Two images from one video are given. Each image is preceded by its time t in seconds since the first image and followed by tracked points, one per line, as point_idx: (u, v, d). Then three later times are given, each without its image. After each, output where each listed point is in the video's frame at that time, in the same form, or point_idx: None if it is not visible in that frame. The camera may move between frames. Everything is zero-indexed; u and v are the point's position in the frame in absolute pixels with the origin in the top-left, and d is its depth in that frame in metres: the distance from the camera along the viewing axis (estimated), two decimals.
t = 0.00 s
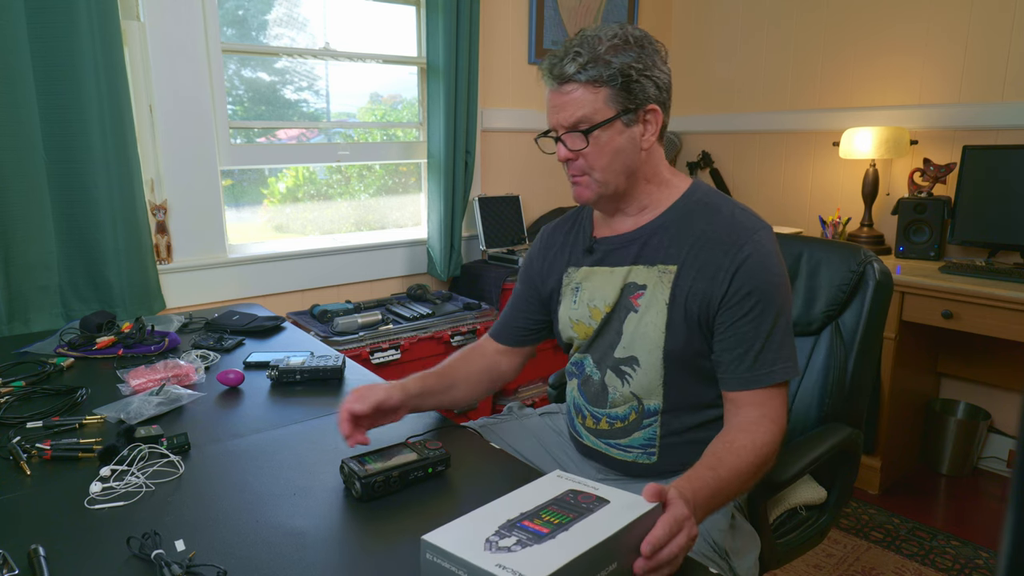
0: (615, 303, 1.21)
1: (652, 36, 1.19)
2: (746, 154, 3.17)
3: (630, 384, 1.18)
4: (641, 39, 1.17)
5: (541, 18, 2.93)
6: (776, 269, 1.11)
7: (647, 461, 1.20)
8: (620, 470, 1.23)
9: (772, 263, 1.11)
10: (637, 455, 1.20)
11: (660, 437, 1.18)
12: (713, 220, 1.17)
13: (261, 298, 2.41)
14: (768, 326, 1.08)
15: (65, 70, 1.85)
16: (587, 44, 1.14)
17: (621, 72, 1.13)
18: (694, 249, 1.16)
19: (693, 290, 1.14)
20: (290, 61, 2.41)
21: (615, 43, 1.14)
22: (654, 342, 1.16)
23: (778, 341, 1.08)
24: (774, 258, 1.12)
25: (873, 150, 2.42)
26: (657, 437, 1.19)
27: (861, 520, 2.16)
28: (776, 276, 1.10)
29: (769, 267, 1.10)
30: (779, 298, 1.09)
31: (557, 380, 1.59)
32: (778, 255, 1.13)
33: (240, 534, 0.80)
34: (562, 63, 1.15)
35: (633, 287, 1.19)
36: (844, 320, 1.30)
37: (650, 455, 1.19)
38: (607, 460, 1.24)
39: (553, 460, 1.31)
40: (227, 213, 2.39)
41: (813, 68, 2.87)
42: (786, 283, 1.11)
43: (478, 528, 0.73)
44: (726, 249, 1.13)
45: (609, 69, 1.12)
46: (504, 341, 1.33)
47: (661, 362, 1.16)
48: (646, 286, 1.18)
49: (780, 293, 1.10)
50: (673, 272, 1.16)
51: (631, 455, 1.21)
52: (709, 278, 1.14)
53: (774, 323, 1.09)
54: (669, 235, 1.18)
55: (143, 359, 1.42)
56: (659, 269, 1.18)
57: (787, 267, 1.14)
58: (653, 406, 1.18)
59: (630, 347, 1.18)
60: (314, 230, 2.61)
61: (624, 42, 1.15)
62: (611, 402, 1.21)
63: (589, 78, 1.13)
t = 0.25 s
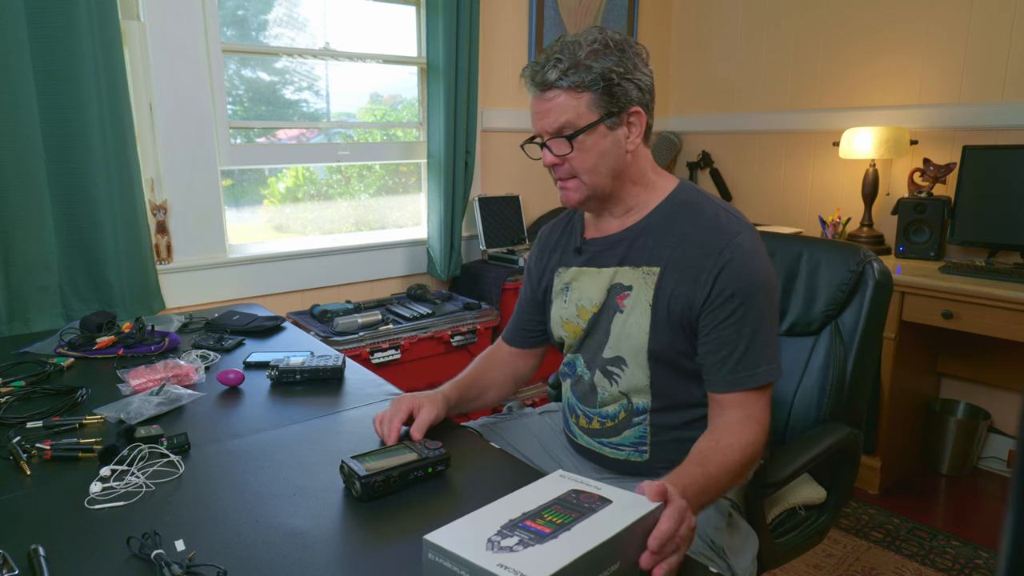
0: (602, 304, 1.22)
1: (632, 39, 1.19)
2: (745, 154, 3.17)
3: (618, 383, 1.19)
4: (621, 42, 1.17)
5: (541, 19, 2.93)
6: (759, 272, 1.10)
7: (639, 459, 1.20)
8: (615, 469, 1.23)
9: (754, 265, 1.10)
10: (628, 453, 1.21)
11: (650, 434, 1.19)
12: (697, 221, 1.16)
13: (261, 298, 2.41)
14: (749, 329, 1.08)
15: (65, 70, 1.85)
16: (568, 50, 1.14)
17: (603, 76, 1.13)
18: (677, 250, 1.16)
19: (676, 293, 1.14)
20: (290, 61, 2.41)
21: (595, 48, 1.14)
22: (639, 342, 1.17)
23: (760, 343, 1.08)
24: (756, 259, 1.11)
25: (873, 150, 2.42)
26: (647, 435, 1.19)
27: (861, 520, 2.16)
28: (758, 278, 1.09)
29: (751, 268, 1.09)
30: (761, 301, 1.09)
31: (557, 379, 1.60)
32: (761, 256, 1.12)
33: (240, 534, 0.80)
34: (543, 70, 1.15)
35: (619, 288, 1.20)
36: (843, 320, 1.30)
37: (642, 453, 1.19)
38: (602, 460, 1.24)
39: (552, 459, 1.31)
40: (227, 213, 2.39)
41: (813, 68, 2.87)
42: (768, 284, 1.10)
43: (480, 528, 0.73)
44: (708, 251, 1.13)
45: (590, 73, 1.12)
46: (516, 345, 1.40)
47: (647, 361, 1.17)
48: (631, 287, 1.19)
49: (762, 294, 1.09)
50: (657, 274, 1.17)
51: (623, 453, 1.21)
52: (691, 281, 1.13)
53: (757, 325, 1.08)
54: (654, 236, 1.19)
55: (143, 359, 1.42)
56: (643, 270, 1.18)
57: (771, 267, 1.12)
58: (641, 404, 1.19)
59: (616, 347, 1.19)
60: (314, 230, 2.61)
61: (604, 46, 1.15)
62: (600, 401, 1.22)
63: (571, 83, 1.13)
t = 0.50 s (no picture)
0: (599, 301, 1.22)
1: (630, 37, 1.19)
2: (745, 154, 3.17)
3: (617, 380, 1.20)
4: (620, 40, 1.17)
5: (541, 19, 2.93)
6: (754, 269, 1.10)
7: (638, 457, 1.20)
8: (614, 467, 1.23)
9: (749, 263, 1.10)
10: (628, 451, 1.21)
11: (649, 431, 1.19)
12: (693, 219, 1.17)
13: (261, 298, 2.41)
14: (745, 326, 1.08)
15: (65, 70, 1.85)
16: (567, 48, 1.14)
17: (602, 74, 1.13)
18: (673, 247, 1.16)
19: (672, 289, 1.15)
20: (290, 61, 2.41)
21: (594, 46, 1.14)
22: (636, 339, 1.17)
23: (755, 339, 1.09)
24: (751, 257, 1.11)
25: (873, 150, 2.42)
26: (645, 432, 1.19)
27: (861, 520, 2.16)
28: (753, 276, 1.10)
29: (746, 265, 1.10)
30: (757, 298, 1.09)
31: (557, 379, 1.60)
32: (756, 254, 1.12)
33: (240, 534, 0.80)
34: (543, 68, 1.15)
35: (616, 285, 1.20)
36: (843, 320, 1.30)
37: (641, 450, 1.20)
38: (601, 458, 1.24)
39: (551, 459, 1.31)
40: (227, 213, 2.39)
41: (813, 67, 2.87)
42: (764, 281, 1.10)
43: (480, 533, 0.73)
44: (703, 248, 1.13)
45: (590, 71, 1.12)
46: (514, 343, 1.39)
47: (644, 357, 1.18)
48: (627, 284, 1.19)
49: (758, 291, 1.09)
50: (653, 270, 1.17)
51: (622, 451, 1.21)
52: (687, 277, 1.14)
53: (752, 322, 1.09)
54: (650, 234, 1.19)
55: (143, 359, 1.42)
56: (640, 267, 1.18)
57: (767, 264, 1.13)
58: (640, 401, 1.19)
59: (615, 344, 1.19)
60: (314, 230, 2.61)
61: (603, 44, 1.15)
62: (599, 399, 1.22)
63: (571, 81, 1.12)
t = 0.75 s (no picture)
0: (606, 291, 1.23)
1: (648, 35, 1.20)
2: (746, 154, 3.17)
3: (624, 371, 1.20)
4: (639, 38, 1.18)
5: (541, 19, 2.93)
6: (752, 265, 1.10)
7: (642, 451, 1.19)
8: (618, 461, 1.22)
9: (749, 258, 1.10)
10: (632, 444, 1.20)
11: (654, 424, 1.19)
12: (700, 213, 1.17)
13: (261, 298, 2.41)
14: (738, 318, 1.08)
15: (66, 70, 1.85)
16: (587, 44, 1.15)
17: (621, 70, 1.14)
18: (677, 239, 1.17)
19: (673, 280, 1.16)
20: (290, 61, 2.41)
21: (614, 43, 1.15)
22: (638, 329, 1.19)
23: (746, 333, 1.07)
24: (752, 253, 1.11)
25: (873, 150, 2.42)
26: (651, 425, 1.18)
27: (861, 520, 2.16)
28: (751, 272, 1.09)
29: (746, 261, 1.10)
30: (754, 294, 1.09)
31: (557, 379, 1.60)
32: (760, 250, 1.12)
33: (240, 534, 0.80)
34: (564, 63, 1.17)
35: (623, 275, 1.22)
36: (844, 321, 1.30)
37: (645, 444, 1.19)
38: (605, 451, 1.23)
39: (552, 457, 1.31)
40: (227, 213, 2.39)
41: (813, 67, 2.87)
42: (762, 277, 1.10)
43: (480, 533, 0.73)
44: (706, 241, 1.14)
45: (609, 68, 1.14)
46: (522, 331, 1.41)
47: (649, 349, 1.19)
48: (633, 275, 1.21)
49: (755, 286, 1.09)
50: (657, 262, 1.19)
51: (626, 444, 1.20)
52: (687, 267, 1.15)
53: (744, 318, 1.08)
54: (658, 227, 1.21)
55: (143, 359, 1.42)
56: (645, 258, 1.20)
57: (768, 260, 1.12)
58: (647, 394, 1.19)
59: (620, 334, 1.21)
60: (314, 230, 2.61)
61: (623, 41, 1.16)
62: (607, 391, 1.22)
63: (590, 77, 1.14)
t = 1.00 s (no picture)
0: (613, 286, 1.24)
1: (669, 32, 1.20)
2: (746, 154, 3.17)
3: (628, 365, 1.20)
4: (660, 35, 1.17)
5: (541, 18, 2.93)
6: (753, 265, 1.09)
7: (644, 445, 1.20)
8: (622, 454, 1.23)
9: (751, 257, 1.09)
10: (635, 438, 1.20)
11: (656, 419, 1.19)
12: (708, 211, 1.17)
13: (261, 298, 2.41)
14: (733, 315, 1.07)
15: (66, 69, 1.85)
16: (609, 39, 1.15)
17: (642, 67, 1.14)
18: (682, 235, 1.18)
19: (676, 274, 1.16)
20: (290, 61, 2.41)
21: (636, 40, 1.15)
22: (642, 324, 1.19)
23: (739, 330, 1.07)
24: (754, 252, 1.10)
25: (873, 150, 2.42)
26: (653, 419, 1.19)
27: (861, 520, 2.16)
28: (750, 272, 1.09)
29: (746, 260, 1.09)
30: (752, 293, 1.08)
31: (557, 378, 1.60)
32: (763, 250, 1.11)
33: (240, 534, 0.80)
34: (585, 58, 1.17)
35: (630, 270, 1.22)
36: (845, 321, 1.30)
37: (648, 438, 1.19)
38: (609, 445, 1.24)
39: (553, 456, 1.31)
40: (227, 213, 2.39)
41: (813, 67, 2.87)
42: (762, 276, 1.09)
43: (479, 533, 0.73)
44: (709, 237, 1.14)
45: (630, 64, 1.14)
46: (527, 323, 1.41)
47: (653, 344, 1.19)
48: (641, 270, 1.21)
49: (754, 285, 1.08)
50: (664, 257, 1.19)
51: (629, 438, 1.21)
52: (689, 262, 1.15)
53: (738, 315, 1.07)
54: (665, 223, 1.21)
55: (143, 359, 1.42)
56: (653, 253, 1.20)
57: (772, 259, 1.12)
58: (650, 389, 1.18)
59: (624, 328, 1.21)
60: (314, 230, 2.61)
61: (644, 38, 1.15)
62: (611, 386, 1.22)
63: (611, 72, 1.14)
